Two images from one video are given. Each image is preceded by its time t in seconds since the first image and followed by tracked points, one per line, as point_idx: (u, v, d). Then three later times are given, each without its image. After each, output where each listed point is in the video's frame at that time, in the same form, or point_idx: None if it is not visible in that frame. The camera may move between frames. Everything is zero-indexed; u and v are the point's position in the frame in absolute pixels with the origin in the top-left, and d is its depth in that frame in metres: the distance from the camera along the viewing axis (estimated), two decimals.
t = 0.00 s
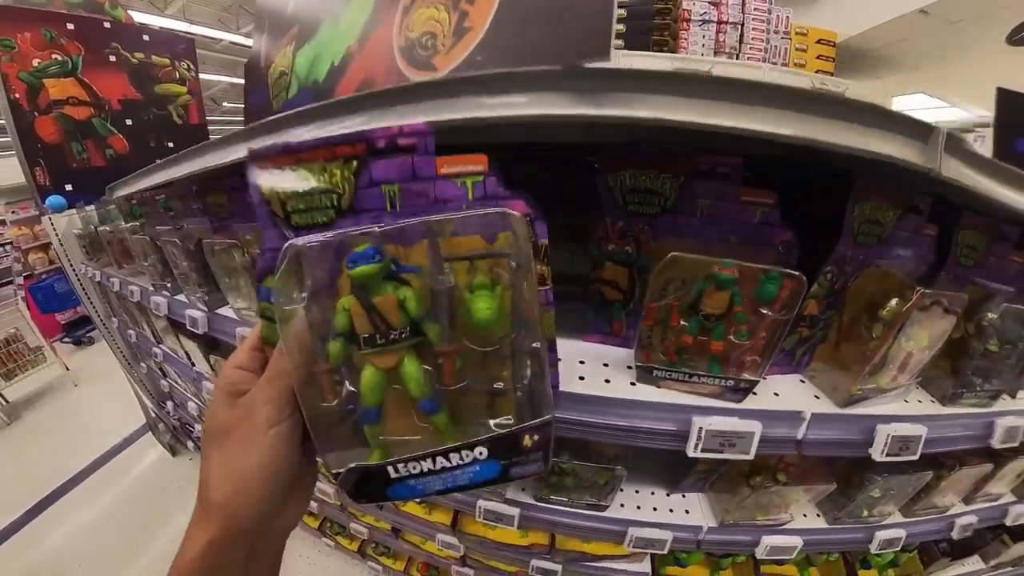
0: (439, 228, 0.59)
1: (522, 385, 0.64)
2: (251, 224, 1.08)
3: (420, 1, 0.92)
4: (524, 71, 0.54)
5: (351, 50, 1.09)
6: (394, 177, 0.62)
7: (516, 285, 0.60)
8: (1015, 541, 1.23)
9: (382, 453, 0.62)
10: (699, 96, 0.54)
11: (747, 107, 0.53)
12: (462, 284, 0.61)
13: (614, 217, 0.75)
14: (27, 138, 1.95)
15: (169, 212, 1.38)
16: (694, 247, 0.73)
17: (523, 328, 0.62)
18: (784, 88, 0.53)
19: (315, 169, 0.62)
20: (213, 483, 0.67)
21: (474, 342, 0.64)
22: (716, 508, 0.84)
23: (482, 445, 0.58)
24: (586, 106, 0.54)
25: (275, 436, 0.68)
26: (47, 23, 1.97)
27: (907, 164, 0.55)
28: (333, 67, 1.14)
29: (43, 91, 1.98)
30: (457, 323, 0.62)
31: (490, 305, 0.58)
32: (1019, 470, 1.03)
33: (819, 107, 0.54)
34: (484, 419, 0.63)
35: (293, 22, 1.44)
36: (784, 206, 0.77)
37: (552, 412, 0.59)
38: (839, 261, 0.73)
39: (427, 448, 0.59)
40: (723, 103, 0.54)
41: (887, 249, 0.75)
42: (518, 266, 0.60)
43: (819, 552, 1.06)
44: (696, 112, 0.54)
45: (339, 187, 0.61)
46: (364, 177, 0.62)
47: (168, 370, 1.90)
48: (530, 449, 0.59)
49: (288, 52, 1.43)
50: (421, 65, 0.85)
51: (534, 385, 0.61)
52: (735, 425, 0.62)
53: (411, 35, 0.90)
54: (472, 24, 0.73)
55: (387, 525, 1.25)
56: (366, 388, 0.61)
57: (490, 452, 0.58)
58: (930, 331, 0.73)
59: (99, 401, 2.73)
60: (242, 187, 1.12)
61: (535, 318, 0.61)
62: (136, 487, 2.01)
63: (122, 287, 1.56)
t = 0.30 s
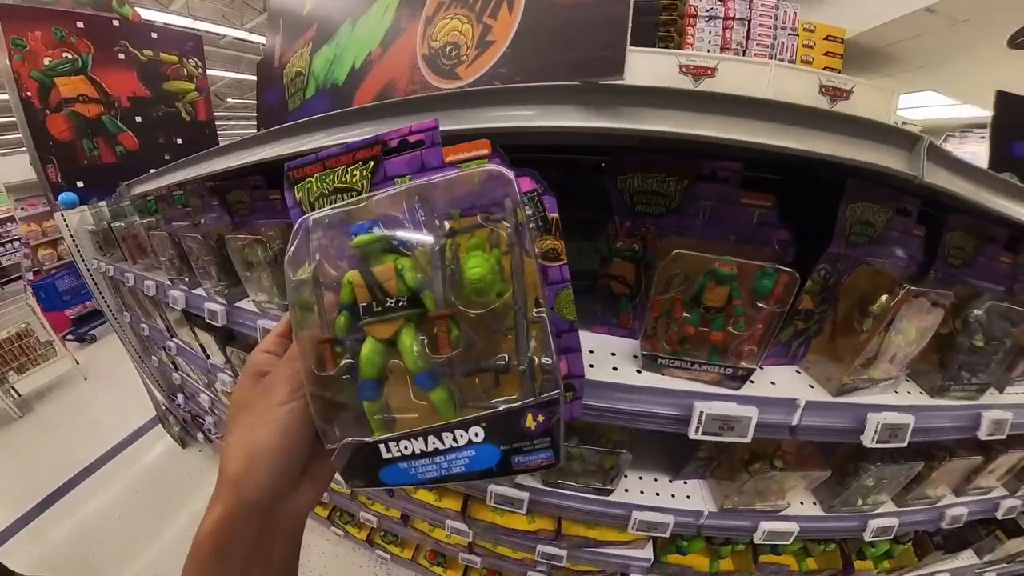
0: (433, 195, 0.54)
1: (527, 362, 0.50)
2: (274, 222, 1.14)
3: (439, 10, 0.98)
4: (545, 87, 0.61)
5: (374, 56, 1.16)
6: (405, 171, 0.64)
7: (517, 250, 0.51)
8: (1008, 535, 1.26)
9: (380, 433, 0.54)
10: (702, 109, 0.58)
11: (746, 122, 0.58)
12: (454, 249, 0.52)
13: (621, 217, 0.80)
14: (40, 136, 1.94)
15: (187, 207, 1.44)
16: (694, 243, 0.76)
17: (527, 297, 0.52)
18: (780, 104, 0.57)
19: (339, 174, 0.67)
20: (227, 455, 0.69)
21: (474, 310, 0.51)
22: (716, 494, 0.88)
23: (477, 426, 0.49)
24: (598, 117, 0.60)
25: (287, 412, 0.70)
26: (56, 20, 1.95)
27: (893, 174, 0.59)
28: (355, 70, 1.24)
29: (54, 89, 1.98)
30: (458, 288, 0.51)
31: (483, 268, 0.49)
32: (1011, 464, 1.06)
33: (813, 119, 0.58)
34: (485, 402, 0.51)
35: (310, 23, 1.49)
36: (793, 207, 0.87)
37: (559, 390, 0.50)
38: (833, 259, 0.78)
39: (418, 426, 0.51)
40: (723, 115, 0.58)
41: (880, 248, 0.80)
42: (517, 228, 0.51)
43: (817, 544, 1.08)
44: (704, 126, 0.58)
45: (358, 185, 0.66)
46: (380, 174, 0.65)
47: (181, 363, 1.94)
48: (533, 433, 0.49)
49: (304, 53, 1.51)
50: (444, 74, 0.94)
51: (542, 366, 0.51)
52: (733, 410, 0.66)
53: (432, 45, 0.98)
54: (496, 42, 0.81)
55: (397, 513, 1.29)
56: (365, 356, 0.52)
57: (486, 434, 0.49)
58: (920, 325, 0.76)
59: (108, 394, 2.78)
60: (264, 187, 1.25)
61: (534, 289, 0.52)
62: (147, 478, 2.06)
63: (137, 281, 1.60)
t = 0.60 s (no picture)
0: (433, 172, 0.55)
1: (533, 354, 0.50)
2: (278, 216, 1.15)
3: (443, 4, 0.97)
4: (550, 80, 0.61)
5: (377, 50, 1.16)
6: (408, 153, 0.61)
7: (523, 230, 0.50)
8: (1008, 537, 1.26)
9: (375, 426, 0.54)
10: (701, 102, 0.59)
11: (751, 116, 0.58)
12: (458, 228, 0.52)
13: (622, 210, 0.80)
14: (45, 132, 1.95)
15: (192, 202, 1.45)
16: (694, 237, 0.77)
17: (534, 282, 0.51)
18: (787, 99, 0.57)
19: (342, 158, 0.65)
20: (226, 442, 0.70)
21: (476, 296, 0.52)
22: (716, 490, 0.88)
23: (476, 424, 0.47)
24: (600, 110, 0.60)
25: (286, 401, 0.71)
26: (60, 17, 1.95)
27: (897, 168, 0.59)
28: (358, 64, 1.24)
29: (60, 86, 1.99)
30: (459, 273, 0.51)
31: (487, 249, 0.49)
32: (1012, 465, 1.06)
33: (813, 113, 0.58)
34: (486, 398, 0.51)
35: (314, 17, 1.49)
36: (792, 202, 0.87)
37: (568, 388, 0.48)
38: (834, 254, 0.77)
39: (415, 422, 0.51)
40: (722, 109, 0.58)
41: (881, 244, 0.80)
42: (525, 207, 0.50)
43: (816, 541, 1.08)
44: (709, 120, 0.58)
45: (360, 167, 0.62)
46: (382, 157, 0.62)
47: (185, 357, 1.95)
48: (537, 434, 0.48)
49: (308, 48, 1.51)
50: (447, 68, 0.94)
51: (550, 360, 0.49)
52: (733, 405, 0.67)
53: (435, 39, 0.98)
54: (499, 35, 0.82)
55: (399, 506, 1.30)
56: (360, 343, 0.52)
57: (484, 433, 0.48)
58: (921, 322, 0.76)
59: (113, 387, 2.81)
60: (269, 180, 1.26)
61: (544, 274, 0.51)
62: (151, 469, 2.07)
63: (142, 275, 1.61)
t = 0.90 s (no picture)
0: (440, 168, 0.54)
1: (536, 355, 0.49)
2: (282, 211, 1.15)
3: None
4: (552, 75, 0.61)
5: (380, 45, 1.16)
6: (414, 148, 0.60)
7: (530, 227, 0.49)
8: (1010, 539, 1.25)
9: (376, 421, 0.54)
10: (704, 98, 0.58)
11: (752, 112, 0.57)
12: (463, 225, 0.52)
13: (625, 206, 0.79)
14: (51, 129, 1.96)
15: (197, 198, 1.46)
16: (698, 234, 0.77)
17: (540, 282, 0.49)
18: (788, 94, 0.57)
19: (349, 152, 0.65)
20: (229, 434, 0.71)
21: (481, 294, 0.52)
22: (716, 487, 0.89)
23: (477, 424, 0.47)
24: (601, 105, 0.60)
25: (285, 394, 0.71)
26: (65, 14, 1.96)
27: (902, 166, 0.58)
28: (361, 59, 1.24)
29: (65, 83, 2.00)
30: (463, 271, 0.51)
31: (493, 246, 0.49)
32: (1015, 467, 1.05)
33: (816, 109, 0.58)
34: (488, 397, 0.51)
35: (317, 12, 1.49)
36: (790, 196, 0.87)
37: (572, 389, 0.47)
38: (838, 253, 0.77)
39: (415, 420, 0.51)
40: (724, 104, 0.58)
41: (887, 243, 0.79)
42: (532, 204, 0.49)
43: (816, 541, 1.08)
44: (709, 116, 0.58)
45: (367, 161, 0.62)
46: (388, 152, 0.61)
47: (189, 351, 1.97)
48: (540, 435, 0.47)
49: (311, 43, 1.51)
50: (449, 63, 0.93)
51: (554, 361, 0.49)
52: (734, 402, 0.67)
53: (438, 34, 0.98)
54: (501, 30, 0.81)
55: (401, 499, 1.30)
56: (362, 337, 0.52)
57: (486, 433, 0.47)
58: (925, 322, 0.76)
59: (118, 381, 2.83)
60: (273, 176, 1.26)
61: (550, 273, 0.50)
62: (157, 462, 2.10)
63: (147, 271, 1.63)
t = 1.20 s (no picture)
0: (447, 169, 0.54)
1: (541, 360, 0.48)
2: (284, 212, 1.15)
3: None
4: (553, 77, 0.61)
5: (382, 46, 1.16)
6: (422, 148, 0.61)
7: (537, 230, 0.49)
8: (1014, 543, 1.24)
9: (378, 423, 0.54)
10: (706, 99, 0.58)
11: (752, 113, 0.57)
12: (470, 228, 0.52)
13: (627, 208, 0.79)
14: (55, 130, 1.96)
15: (200, 199, 1.46)
16: (700, 236, 0.77)
17: (546, 285, 0.50)
18: (788, 95, 0.56)
19: (356, 152, 0.65)
20: (231, 433, 0.72)
21: (486, 297, 0.51)
22: (718, 490, 0.88)
23: (480, 428, 0.46)
24: (603, 106, 0.60)
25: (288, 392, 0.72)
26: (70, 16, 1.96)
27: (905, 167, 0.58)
28: (363, 60, 1.24)
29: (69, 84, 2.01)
30: (469, 274, 0.50)
31: (499, 249, 0.48)
32: (1019, 471, 1.05)
33: (819, 110, 0.58)
34: (492, 401, 0.49)
35: (319, 13, 1.49)
36: (792, 198, 0.87)
37: (576, 395, 0.47)
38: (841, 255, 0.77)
39: (416, 422, 0.50)
40: (727, 105, 0.58)
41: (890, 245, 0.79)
42: (540, 206, 0.49)
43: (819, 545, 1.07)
44: (710, 118, 0.57)
45: (375, 162, 0.63)
46: (397, 153, 0.62)
47: (191, 351, 1.97)
48: (543, 442, 0.46)
49: (313, 44, 1.51)
50: (451, 65, 0.94)
51: (559, 366, 0.48)
52: (737, 405, 0.66)
53: (440, 35, 0.98)
54: (503, 32, 0.81)
55: (402, 500, 1.30)
56: (366, 337, 0.52)
57: (488, 438, 0.46)
58: (929, 324, 0.76)
59: (119, 382, 2.83)
60: (275, 177, 1.26)
61: (556, 277, 0.51)
62: (158, 462, 2.10)
63: (150, 271, 1.63)
